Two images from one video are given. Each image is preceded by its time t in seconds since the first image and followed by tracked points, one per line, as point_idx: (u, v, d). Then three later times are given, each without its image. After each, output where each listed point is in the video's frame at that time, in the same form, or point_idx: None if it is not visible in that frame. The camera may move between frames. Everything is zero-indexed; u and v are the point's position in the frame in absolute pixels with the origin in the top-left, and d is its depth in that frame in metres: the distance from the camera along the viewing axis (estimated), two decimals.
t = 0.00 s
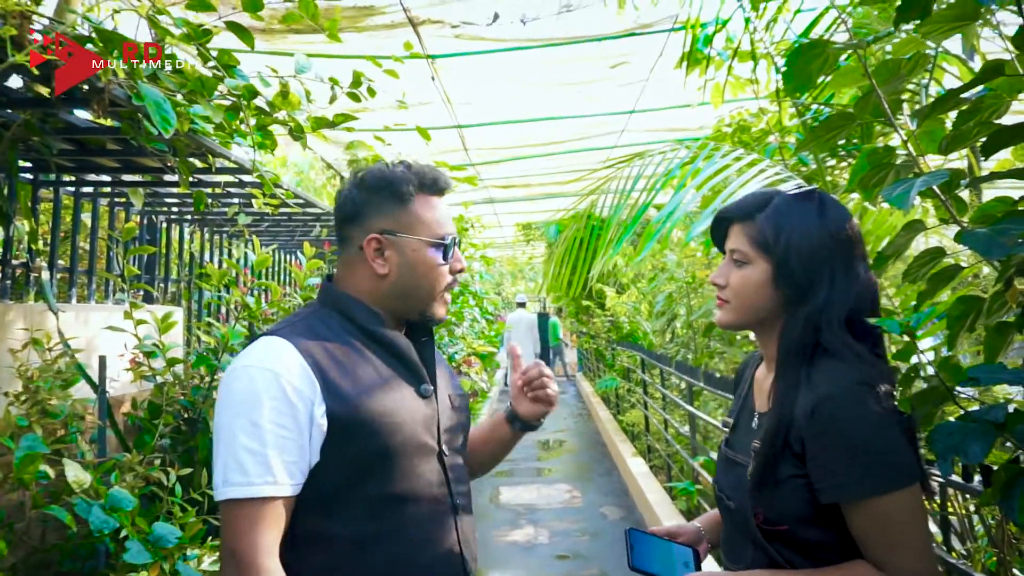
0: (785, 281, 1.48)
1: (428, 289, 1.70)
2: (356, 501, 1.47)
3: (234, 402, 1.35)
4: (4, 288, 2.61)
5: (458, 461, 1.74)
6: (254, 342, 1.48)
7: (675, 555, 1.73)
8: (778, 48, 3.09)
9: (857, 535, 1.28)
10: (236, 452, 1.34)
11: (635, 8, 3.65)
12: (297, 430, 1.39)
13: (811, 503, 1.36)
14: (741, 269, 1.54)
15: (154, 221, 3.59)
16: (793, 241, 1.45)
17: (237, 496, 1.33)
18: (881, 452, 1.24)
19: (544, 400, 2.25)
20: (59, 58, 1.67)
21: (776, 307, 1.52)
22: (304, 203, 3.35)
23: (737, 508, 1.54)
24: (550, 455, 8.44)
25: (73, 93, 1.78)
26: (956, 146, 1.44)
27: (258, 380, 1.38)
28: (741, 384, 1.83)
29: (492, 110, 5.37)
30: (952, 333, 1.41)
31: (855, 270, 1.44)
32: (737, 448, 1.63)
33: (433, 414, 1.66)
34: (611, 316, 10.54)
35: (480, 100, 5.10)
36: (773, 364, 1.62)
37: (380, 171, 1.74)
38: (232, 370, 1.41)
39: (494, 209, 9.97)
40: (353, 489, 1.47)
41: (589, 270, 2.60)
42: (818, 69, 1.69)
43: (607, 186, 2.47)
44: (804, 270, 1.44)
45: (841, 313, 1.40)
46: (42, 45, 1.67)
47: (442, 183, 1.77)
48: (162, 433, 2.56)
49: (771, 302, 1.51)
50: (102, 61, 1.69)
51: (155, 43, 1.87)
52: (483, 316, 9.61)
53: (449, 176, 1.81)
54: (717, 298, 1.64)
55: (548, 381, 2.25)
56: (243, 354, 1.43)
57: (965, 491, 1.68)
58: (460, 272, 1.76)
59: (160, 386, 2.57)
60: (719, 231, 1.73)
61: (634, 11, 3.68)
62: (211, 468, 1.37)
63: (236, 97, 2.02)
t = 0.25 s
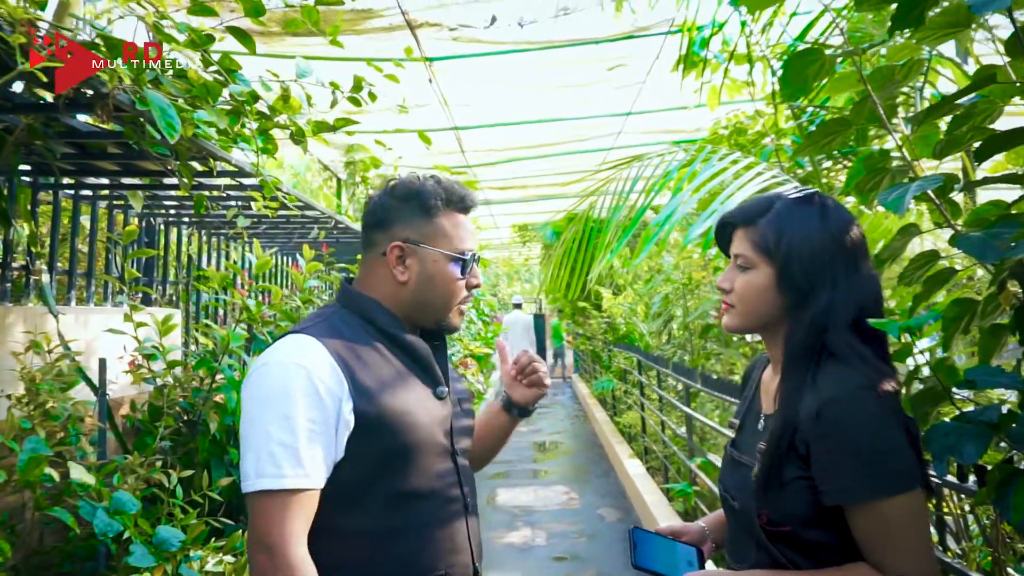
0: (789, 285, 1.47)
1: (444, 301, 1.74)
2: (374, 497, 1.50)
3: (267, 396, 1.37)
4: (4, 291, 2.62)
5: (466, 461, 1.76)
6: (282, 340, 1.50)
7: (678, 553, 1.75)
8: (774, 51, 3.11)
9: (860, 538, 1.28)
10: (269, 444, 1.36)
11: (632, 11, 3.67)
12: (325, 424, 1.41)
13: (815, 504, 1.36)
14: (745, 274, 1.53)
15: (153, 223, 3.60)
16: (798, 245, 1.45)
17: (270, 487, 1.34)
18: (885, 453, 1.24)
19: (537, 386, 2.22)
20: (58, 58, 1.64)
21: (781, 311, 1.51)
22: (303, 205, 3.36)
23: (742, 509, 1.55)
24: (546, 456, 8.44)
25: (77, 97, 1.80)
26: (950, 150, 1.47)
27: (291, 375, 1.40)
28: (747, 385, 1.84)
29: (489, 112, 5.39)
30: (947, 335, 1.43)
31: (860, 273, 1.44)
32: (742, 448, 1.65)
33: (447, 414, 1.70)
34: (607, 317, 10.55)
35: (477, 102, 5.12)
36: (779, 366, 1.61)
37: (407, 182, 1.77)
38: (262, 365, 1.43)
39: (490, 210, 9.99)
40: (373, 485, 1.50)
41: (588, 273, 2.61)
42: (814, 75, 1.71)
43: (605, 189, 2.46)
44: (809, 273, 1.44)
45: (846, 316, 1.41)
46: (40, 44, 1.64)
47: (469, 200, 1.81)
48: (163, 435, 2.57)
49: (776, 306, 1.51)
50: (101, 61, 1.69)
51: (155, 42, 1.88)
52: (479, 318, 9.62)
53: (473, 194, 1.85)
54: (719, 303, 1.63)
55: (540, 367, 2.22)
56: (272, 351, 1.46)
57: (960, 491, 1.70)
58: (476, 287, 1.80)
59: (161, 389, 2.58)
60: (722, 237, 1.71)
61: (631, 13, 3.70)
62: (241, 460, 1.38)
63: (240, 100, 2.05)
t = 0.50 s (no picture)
0: (796, 288, 1.49)
1: (449, 298, 1.75)
2: (387, 494, 1.53)
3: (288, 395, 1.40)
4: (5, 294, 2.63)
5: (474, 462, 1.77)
6: (296, 341, 1.53)
7: (682, 555, 1.77)
8: (769, 55, 3.13)
9: (872, 538, 1.29)
10: (290, 440, 1.39)
11: (628, 15, 3.69)
12: (344, 422, 1.45)
13: (828, 504, 1.37)
14: (753, 276, 1.55)
15: (152, 226, 3.61)
16: (804, 248, 1.47)
17: (292, 482, 1.37)
18: (896, 454, 1.26)
19: (548, 404, 2.20)
20: (59, 58, 1.66)
21: (788, 314, 1.53)
22: (302, 208, 3.37)
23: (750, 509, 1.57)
24: (543, 458, 8.46)
25: (83, 102, 1.82)
26: (943, 155, 1.49)
27: (308, 374, 1.43)
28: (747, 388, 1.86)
29: (487, 115, 5.41)
30: (941, 336, 1.46)
31: (865, 274, 1.46)
32: (747, 448, 1.67)
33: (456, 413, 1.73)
34: (603, 319, 10.58)
35: (474, 105, 5.14)
36: (785, 367, 1.63)
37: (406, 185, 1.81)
38: (279, 366, 1.47)
39: (486, 212, 10.01)
40: (385, 482, 1.52)
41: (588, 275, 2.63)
42: (810, 81, 1.74)
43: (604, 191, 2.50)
44: (816, 276, 1.46)
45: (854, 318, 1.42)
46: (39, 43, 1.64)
47: (468, 200, 1.83)
48: (165, 437, 2.59)
49: (784, 309, 1.53)
50: (101, 60, 1.71)
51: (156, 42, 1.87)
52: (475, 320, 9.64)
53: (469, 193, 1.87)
54: (729, 305, 1.65)
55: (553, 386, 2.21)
56: (288, 352, 1.49)
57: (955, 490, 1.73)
58: (480, 282, 1.80)
59: (162, 391, 2.61)
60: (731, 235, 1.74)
61: (627, 18, 3.73)
62: (262, 457, 1.41)
63: (242, 106, 2.08)
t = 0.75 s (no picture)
0: (797, 291, 1.53)
1: (451, 298, 1.78)
2: (393, 490, 1.55)
3: (292, 396, 1.43)
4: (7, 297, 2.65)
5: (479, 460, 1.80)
6: (302, 344, 1.56)
7: (683, 555, 1.80)
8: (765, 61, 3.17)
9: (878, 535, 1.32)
10: (294, 439, 1.42)
11: (625, 21, 3.73)
12: (346, 421, 1.48)
13: (834, 502, 1.40)
14: (754, 279, 1.58)
15: (152, 229, 3.63)
16: (805, 252, 1.50)
17: (297, 479, 1.40)
18: (899, 452, 1.28)
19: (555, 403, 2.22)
20: (59, 58, 1.65)
21: (788, 316, 1.57)
22: (301, 212, 3.40)
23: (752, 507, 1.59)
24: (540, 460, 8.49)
25: (90, 109, 1.85)
26: (935, 161, 1.52)
27: (312, 376, 1.47)
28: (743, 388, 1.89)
29: (484, 119, 5.44)
30: (934, 338, 1.49)
31: (863, 276, 1.50)
32: (746, 448, 1.70)
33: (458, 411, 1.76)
34: (600, 322, 10.61)
35: (472, 109, 5.17)
36: (784, 368, 1.67)
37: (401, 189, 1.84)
38: (284, 368, 1.50)
39: (482, 215, 10.03)
40: (391, 478, 1.55)
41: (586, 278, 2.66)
42: (804, 89, 1.77)
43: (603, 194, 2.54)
44: (817, 279, 1.50)
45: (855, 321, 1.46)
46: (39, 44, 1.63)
47: (459, 199, 1.86)
48: (167, 439, 2.61)
49: (784, 311, 1.56)
50: (101, 61, 1.71)
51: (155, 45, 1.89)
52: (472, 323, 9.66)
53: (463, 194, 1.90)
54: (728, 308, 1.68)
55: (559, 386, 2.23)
56: (293, 355, 1.52)
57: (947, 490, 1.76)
58: (478, 277, 1.81)
59: (164, 393, 2.63)
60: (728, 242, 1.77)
61: (624, 23, 3.76)
62: (268, 456, 1.45)
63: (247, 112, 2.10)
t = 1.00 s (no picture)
0: (789, 294, 1.57)
1: (451, 298, 1.82)
2: (396, 487, 1.59)
3: (297, 395, 1.47)
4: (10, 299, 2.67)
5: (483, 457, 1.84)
6: (308, 346, 1.60)
7: (674, 549, 1.83)
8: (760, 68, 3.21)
9: (863, 529, 1.36)
10: (297, 437, 1.46)
11: (622, 27, 3.77)
12: (347, 420, 1.51)
13: (822, 497, 1.44)
14: (747, 283, 1.62)
15: (152, 232, 3.65)
16: (797, 256, 1.54)
17: (299, 476, 1.44)
18: (884, 449, 1.33)
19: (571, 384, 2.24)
20: (60, 58, 1.65)
21: (781, 319, 1.61)
22: (300, 215, 3.43)
23: (743, 502, 1.63)
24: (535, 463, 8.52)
25: (99, 114, 1.89)
26: (925, 167, 1.56)
27: (315, 376, 1.50)
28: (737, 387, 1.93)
29: (481, 123, 5.48)
30: (924, 339, 1.53)
31: (854, 281, 1.54)
32: (738, 445, 1.74)
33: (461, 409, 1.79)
34: (595, 325, 10.65)
35: (469, 113, 5.21)
36: (778, 369, 1.71)
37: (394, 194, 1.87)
38: (290, 369, 1.54)
39: (478, 218, 10.07)
40: (394, 474, 1.59)
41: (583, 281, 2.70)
42: (798, 96, 1.81)
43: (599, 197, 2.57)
44: (808, 284, 1.54)
45: (846, 323, 1.50)
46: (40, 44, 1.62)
47: (452, 201, 1.90)
48: (169, 440, 2.64)
49: (777, 314, 1.60)
50: (100, 61, 1.71)
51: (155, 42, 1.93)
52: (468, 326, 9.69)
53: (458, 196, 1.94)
54: (723, 311, 1.71)
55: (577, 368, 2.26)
56: (299, 356, 1.56)
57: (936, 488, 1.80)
58: (477, 276, 1.86)
59: (166, 395, 2.66)
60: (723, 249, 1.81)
61: (621, 29, 3.80)
62: (272, 453, 1.49)
63: (251, 118, 2.13)
